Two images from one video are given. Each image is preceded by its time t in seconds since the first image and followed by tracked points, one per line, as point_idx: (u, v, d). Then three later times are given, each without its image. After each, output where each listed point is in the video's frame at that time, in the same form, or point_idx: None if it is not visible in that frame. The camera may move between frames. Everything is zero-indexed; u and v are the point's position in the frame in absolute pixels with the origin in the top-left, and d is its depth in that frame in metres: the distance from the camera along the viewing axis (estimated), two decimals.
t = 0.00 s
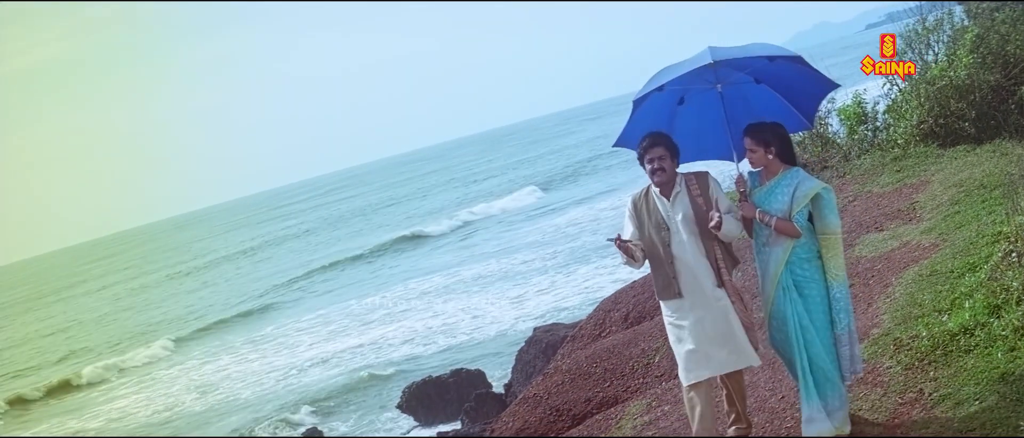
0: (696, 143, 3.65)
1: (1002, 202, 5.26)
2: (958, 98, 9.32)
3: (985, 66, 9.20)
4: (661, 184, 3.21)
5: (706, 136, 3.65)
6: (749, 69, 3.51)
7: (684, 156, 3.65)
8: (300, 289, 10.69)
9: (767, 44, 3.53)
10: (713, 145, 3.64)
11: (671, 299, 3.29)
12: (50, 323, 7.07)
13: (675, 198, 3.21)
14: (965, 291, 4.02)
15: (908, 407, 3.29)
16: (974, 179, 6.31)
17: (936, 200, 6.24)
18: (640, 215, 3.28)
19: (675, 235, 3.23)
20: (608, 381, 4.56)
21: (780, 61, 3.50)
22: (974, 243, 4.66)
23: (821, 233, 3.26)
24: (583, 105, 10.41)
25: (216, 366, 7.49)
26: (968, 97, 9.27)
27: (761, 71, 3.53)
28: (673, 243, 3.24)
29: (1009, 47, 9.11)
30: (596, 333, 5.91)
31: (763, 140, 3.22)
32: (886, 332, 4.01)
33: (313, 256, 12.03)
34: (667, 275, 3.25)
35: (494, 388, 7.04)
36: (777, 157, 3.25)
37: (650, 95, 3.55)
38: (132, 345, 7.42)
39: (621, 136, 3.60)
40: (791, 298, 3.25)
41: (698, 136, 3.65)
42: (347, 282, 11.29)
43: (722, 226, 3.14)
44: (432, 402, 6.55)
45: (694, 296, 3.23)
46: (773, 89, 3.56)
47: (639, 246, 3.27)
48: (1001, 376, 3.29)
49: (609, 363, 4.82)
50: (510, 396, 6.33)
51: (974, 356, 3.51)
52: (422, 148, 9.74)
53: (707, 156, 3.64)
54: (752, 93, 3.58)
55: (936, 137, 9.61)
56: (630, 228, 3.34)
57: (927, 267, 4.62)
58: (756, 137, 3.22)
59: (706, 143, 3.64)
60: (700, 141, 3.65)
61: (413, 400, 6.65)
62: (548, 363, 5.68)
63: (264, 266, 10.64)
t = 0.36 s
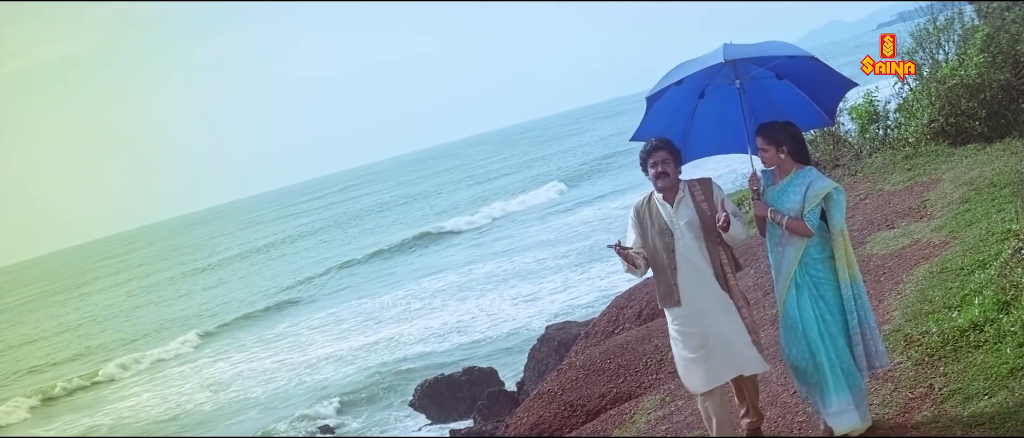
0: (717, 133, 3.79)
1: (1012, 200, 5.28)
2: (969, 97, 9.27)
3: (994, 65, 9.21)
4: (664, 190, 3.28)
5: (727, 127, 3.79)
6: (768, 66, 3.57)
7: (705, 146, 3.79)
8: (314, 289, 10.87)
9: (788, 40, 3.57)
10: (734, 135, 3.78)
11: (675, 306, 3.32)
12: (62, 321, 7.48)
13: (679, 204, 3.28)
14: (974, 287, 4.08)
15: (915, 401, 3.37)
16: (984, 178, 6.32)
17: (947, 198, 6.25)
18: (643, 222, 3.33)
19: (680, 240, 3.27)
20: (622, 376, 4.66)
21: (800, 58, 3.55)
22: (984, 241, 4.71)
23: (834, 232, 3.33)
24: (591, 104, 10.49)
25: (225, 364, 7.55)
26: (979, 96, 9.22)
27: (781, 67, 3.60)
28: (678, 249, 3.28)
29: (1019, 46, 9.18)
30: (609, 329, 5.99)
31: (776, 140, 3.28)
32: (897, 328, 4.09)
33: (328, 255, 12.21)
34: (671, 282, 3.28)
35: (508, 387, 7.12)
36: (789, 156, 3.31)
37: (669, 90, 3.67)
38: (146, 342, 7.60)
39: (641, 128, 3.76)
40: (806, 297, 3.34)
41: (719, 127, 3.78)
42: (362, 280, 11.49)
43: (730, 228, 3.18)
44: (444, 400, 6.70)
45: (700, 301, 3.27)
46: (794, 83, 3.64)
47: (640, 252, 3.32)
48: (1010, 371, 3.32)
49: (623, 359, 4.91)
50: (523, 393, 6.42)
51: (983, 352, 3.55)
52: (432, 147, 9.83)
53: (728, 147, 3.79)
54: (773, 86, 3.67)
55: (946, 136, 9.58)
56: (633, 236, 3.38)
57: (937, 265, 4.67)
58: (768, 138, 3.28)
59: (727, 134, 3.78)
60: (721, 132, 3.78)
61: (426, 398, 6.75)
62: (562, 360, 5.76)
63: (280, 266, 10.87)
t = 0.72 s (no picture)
0: (717, 136, 3.83)
1: (1013, 196, 5.33)
2: (970, 94, 9.47)
3: (997, 63, 9.39)
4: (660, 191, 3.30)
5: (725, 132, 3.83)
6: (766, 69, 3.65)
7: (705, 147, 3.83)
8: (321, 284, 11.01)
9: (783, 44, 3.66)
10: (733, 137, 3.82)
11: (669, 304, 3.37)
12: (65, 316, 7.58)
13: (674, 205, 3.31)
14: (976, 281, 4.13)
15: (916, 394, 3.42)
16: (986, 174, 6.37)
17: (948, 194, 6.30)
18: (638, 224, 3.36)
19: (675, 240, 3.31)
20: (626, 370, 4.73)
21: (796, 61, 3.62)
22: (985, 236, 4.75)
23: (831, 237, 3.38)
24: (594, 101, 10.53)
25: (231, 360, 7.52)
26: (981, 92, 9.42)
27: (778, 71, 3.67)
28: (672, 249, 3.32)
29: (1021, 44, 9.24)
30: (613, 324, 6.05)
31: (773, 144, 3.36)
32: (898, 322, 4.14)
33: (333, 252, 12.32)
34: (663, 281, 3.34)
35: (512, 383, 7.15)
36: (785, 161, 3.38)
37: (668, 93, 3.71)
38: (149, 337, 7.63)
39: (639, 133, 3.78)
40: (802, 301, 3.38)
41: (719, 128, 3.82)
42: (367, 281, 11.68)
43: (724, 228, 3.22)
44: (448, 395, 6.77)
45: (694, 299, 3.32)
46: (790, 87, 3.72)
47: (635, 251, 3.37)
48: (1010, 364, 3.37)
49: (627, 353, 4.98)
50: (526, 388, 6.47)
51: (984, 345, 3.59)
52: (436, 143, 9.89)
53: (727, 149, 3.83)
54: (771, 90, 3.74)
55: (949, 133, 9.81)
56: (628, 235, 3.42)
57: (939, 259, 4.72)
58: (764, 142, 3.36)
59: (726, 136, 3.82)
60: (721, 135, 3.83)
61: (430, 395, 6.88)
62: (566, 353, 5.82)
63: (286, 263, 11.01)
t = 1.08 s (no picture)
0: (720, 141, 3.76)
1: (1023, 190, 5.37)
2: (980, 89, 9.39)
3: (1008, 58, 9.33)
4: (671, 192, 3.23)
5: (730, 136, 3.76)
6: (768, 69, 3.62)
7: (709, 154, 3.76)
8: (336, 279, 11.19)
9: (787, 44, 3.63)
10: (737, 143, 3.75)
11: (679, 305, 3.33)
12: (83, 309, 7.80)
13: (685, 206, 3.24)
14: (985, 274, 4.19)
15: (926, 385, 3.47)
16: (995, 168, 6.40)
17: (959, 187, 6.34)
18: (649, 223, 3.30)
19: (684, 243, 3.25)
20: (639, 361, 4.83)
21: (799, 61, 3.59)
22: (994, 229, 4.81)
23: (832, 236, 3.40)
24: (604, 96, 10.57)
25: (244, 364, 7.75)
26: (991, 88, 9.33)
27: (781, 71, 3.64)
28: (682, 252, 3.26)
29: None
30: (626, 317, 6.11)
31: (779, 143, 3.33)
32: (908, 313, 4.20)
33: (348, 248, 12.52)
34: (674, 282, 3.28)
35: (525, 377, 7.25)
36: (790, 159, 3.37)
37: (671, 95, 3.66)
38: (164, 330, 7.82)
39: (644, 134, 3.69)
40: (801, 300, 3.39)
41: (722, 134, 3.75)
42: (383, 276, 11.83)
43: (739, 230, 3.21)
44: (458, 389, 6.72)
45: (703, 303, 3.28)
46: (794, 89, 3.69)
47: (645, 253, 3.31)
48: (1018, 355, 3.43)
49: (640, 345, 5.10)
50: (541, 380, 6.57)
51: (993, 337, 3.65)
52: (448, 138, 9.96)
53: (733, 154, 3.75)
54: (775, 92, 3.70)
55: (958, 128, 9.67)
56: (639, 235, 3.36)
57: (949, 253, 4.78)
58: (770, 139, 3.33)
59: (730, 141, 3.75)
60: (725, 139, 3.76)
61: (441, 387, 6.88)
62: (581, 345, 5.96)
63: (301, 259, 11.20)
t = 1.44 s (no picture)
0: (725, 143, 3.85)
1: None
2: (990, 90, 9.59)
3: (1017, 59, 9.62)
4: (691, 192, 3.30)
5: (735, 138, 3.85)
6: (775, 74, 3.67)
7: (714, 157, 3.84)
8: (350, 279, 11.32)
9: (794, 48, 3.69)
10: (742, 145, 3.85)
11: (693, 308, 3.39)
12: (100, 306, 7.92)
13: (704, 208, 3.30)
14: (995, 273, 4.25)
15: (937, 381, 3.53)
16: (1005, 169, 6.43)
17: (969, 188, 6.38)
18: (667, 222, 3.38)
19: (702, 245, 3.31)
20: (653, 359, 4.92)
21: (805, 65, 3.66)
22: (1003, 229, 4.89)
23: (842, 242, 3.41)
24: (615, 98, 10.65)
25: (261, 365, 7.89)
26: (1001, 89, 9.55)
27: (787, 75, 3.71)
28: (700, 253, 3.32)
29: None
30: (640, 315, 6.19)
31: (790, 146, 3.36)
32: (918, 311, 4.25)
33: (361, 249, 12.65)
34: (690, 285, 3.34)
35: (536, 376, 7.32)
36: (802, 162, 3.39)
37: (679, 100, 3.72)
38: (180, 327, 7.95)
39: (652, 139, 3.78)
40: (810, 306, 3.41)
41: (726, 137, 3.84)
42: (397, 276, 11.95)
43: (755, 235, 3.21)
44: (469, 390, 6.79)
45: (718, 305, 3.33)
46: (798, 92, 3.75)
47: (663, 253, 3.38)
48: None
49: (654, 342, 5.19)
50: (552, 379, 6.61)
51: (1002, 334, 3.71)
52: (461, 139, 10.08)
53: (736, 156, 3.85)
54: (780, 95, 3.77)
55: (969, 129, 9.85)
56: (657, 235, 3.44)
57: (959, 252, 4.85)
58: (782, 144, 3.36)
59: (734, 143, 3.84)
60: (729, 141, 3.85)
61: (453, 390, 6.86)
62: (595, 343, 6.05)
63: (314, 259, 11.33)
